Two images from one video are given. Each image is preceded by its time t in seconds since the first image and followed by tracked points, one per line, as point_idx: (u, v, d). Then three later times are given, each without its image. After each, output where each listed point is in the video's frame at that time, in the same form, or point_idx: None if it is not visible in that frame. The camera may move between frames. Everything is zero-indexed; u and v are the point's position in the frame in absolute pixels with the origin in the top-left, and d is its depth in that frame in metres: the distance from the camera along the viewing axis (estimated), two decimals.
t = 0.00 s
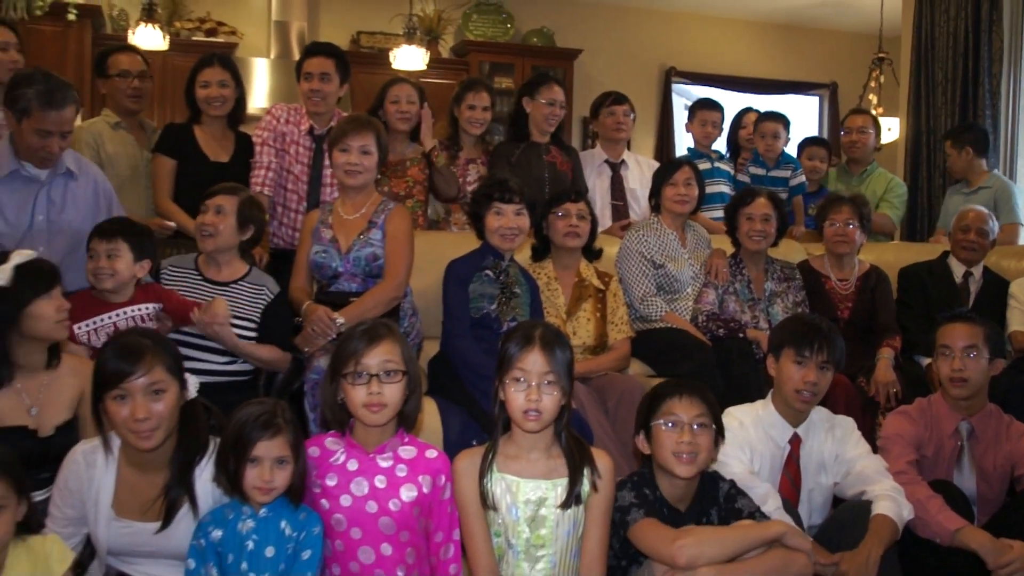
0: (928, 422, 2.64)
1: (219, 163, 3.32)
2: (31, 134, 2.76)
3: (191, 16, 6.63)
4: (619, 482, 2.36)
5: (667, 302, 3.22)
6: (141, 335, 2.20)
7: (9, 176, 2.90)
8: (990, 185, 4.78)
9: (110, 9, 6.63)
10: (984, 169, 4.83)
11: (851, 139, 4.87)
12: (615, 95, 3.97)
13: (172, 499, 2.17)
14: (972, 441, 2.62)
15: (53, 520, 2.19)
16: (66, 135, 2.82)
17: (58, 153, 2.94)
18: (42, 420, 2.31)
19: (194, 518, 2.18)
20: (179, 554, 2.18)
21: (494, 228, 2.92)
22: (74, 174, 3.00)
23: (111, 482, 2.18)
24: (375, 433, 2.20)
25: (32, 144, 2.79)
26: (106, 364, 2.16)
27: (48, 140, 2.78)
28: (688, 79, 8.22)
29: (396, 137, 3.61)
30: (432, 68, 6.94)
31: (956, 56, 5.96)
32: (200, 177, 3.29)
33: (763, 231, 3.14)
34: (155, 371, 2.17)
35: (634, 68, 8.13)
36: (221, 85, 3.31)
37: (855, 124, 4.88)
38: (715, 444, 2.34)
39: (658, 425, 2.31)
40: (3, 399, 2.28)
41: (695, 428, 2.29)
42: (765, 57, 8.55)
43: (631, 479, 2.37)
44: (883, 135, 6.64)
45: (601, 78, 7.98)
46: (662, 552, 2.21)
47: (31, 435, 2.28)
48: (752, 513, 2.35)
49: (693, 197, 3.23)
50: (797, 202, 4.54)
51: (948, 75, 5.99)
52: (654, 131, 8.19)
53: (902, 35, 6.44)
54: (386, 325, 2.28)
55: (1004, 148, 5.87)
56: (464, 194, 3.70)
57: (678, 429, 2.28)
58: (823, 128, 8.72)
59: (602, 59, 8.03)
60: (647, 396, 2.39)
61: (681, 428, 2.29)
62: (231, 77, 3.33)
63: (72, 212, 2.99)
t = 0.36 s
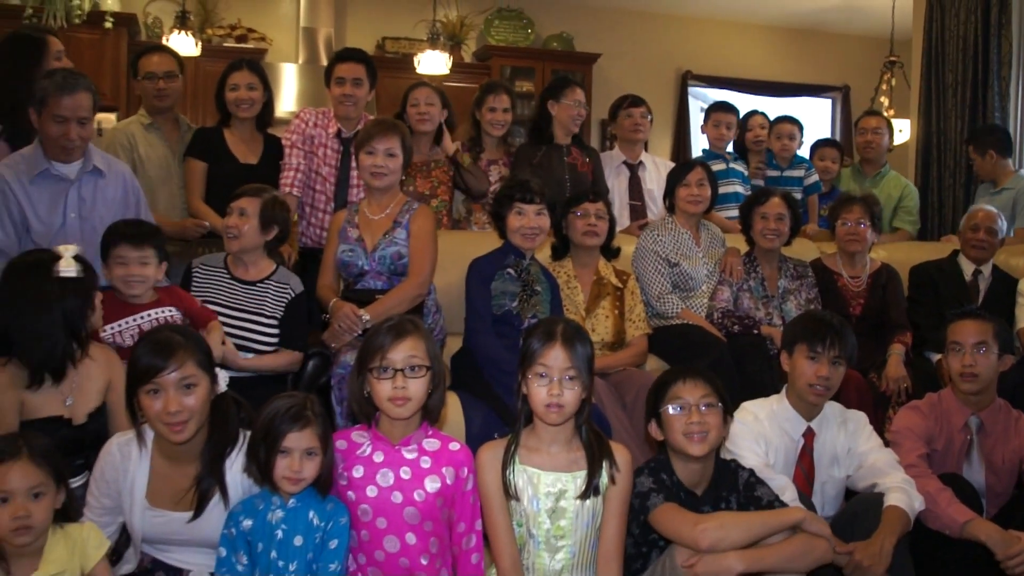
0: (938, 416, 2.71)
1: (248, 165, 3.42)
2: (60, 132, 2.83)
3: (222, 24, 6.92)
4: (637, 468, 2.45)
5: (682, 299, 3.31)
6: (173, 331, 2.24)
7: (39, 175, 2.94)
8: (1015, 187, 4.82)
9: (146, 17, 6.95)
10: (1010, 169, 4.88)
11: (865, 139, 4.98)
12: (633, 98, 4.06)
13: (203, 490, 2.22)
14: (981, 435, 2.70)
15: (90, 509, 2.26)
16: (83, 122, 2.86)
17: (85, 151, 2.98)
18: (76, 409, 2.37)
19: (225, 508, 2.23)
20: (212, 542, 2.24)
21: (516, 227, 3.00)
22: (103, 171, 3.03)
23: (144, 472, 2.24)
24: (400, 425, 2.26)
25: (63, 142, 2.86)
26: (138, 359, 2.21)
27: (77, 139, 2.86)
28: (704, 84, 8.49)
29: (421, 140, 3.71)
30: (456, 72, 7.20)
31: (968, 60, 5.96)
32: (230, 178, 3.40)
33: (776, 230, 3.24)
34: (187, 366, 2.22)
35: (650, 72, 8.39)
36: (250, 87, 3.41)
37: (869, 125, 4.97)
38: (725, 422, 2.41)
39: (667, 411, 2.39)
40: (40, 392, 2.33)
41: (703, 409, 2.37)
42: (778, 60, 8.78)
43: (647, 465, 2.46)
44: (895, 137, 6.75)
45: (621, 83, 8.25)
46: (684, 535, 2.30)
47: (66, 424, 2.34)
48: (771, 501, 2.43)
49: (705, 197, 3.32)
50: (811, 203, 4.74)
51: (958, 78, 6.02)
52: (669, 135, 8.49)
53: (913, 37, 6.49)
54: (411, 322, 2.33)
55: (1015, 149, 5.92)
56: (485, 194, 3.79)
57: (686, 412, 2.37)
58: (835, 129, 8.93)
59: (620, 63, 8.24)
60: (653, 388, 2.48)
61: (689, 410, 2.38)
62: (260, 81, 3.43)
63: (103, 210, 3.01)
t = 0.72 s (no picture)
0: (944, 408, 2.82)
1: (276, 164, 3.54)
2: (97, 134, 2.96)
3: (250, 28, 7.19)
4: (653, 462, 2.56)
5: (694, 294, 3.41)
6: (203, 324, 2.35)
7: (81, 174, 3.08)
8: (1015, 184, 4.86)
9: (177, 22, 7.27)
10: (1013, 167, 4.92)
11: (874, 138, 5.14)
12: (648, 99, 4.18)
13: (232, 477, 2.33)
14: (985, 427, 2.79)
15: (125, 494, 2.37)
16: (120, 127, 2.99)
17: (124, 151, 3.11)
18: (110, 399, 2.49)
19: (253, 494, 2.35)
20: (242, 526, 2.36)
21: (534, 224, 3.08)
22: (142, 171, 3.15)
23: (176, 459, 2.34)
24: (422, 415, 2.36)
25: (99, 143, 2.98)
26: (171, 352, 2.32)
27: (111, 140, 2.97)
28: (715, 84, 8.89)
29: (442, 139, 3.82)
30: (475, 74, 7.47)
31: (972, 60, 6.08)
32: (259, 177, 3.52)
33: (782, 226, 3.38)
34: (217, 358, 2.33)
35: (665, 73, 8.82)
36: (278, 89, 3.53)
37: (877, 126, 5.13)
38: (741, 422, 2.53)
39: (689, 410, 2.48)
40: (77, 380, 2.46)
41: (723, 411, 2.47)
42: (787, 64, 9.23)
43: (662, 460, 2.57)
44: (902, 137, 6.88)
45: (638, 86, 8.72)
46: (695, 527, 2.40)
47: (100, 413, 2.46)
48: (779, 493, 2.51)
49: (713, 195, 3.43)
50: (819, 202, 4.87)
51: (964, 79, 6.11)
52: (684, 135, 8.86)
53: (920, 41, 6.54)
54: (432, 315, 2.41)
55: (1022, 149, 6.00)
56: (504, 192, 3.90)
57: (706, 414, 2.46)
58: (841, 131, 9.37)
59: (637, 68, 8.72)
60: (672, 382, 2.56)
61: (710, 412, 2.46)
62: (287, 83, 3.55)
63: (141, 208, 3.13)
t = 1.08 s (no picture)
0: (957, 402, 2.88)
1: (301, 161, 3.62)
2: (125, 133, 3.02)
3: (273, 28, 7.31)
4: (669, 456, 2.62)
5: (710, 289, 3.45)
6: (230, 318, 2.41)
7: (114, 170, 3.16)
8: None
9: (203, 22, 7.41)
10: None
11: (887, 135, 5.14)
12: (664, 97, 4.24)
13: (259, 467, 2.39)
14: (997, 421, 2.85)
15: (154, 484, 2.42)
16: (141, 125, 3.02)
17: (154, 146, 3.17)
18: (139, 390, 2.56)
19: (277, 484, 2.41)
20: (267, 514, 2.43)
21: (553, 220, 3.11)
22: (172, 165, 3.20)
23: (204, 450, 2.40)
24: (442, 406, 2.41)
25: (126, 140, 3.04)
26: (200, 344, 2.38)
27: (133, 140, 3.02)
28: (732, 82, 8.89)
29: (461, 137, 3.88)
30: (495, 73, 7.55)
31: (986, 57, 6.08)
32: (284, 174, 3.59)
33: (795, 219, 3.43)
34: (244, 350, 2.39)
35: (683, 69, 8.84)
36: (302, 88, 3.60)
37: (891, 122, 5.12)
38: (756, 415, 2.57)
39: (704, 404, 2.53)
40: (110, 369, 2.55)
41: (736, 404, 2.51)
42: (804, 60, 9.23)
43: (678, 452, 2.63)
44: (917, 134, 6.89)
45: (657, 82, 8.74)
46: (711, 518, 2.45)
47: (131, 404, 2.54)
48: (792, 486, 2.56)
49: (728, 191, 3.46)
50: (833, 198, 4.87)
51: (979, 76, 6.12)
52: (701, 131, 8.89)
53: (935, 39, 6.55)
54: (451, 309, 2.45)
55: None
56: (524, 187, 3.96)
57: (720, 407, 2.50)
58: (857, 127, 9.38)
59: (655, 65, 8.75)
60: (688, 375, 2.60)
61: (724, 406, 2.51)
62: (311, 82, 3.62)
63: (171, 202, 3.18)
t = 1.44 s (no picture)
0: (974, 396, 2.92)
1: (325, 158, 3.68)
2: (177, 132, 3.12)
3: (298, 28, 7.41)
4: (689, 449, 2.65)
5: (729, 285, 3.50)
6: (258, 312, 2.44)
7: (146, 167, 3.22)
8: None
9: (229, 21, 7.53)
10: None
11: (906, 131, 5.13)
12: (684, 94, 4.28)
13: (284, 459, 2.42)
14: (1015, 415, 2.88)
15: (181, 475, 2.47)
16: (202, 122, 3.14)
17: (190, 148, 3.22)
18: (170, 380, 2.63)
19: (302, 476, 2.44)
20: (292, 505, 2.47)
21: (573, 217, 3.10)
22: (205, 168, 3.26)
23: (231, 443, 2.44)
24: (462, 400, 2.43)
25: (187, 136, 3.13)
26: (226, 338, 2.41)
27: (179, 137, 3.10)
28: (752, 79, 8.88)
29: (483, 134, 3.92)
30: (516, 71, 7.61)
31: (1006, 53, 6.06)
32: (309, 170, 3.65)
33: (807, 214, 3.45)
34: (271, 346, 2.42)
35: (703, 65, 8.85)
36: (326, 86, 3.66)
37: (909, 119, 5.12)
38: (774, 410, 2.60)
39: (724, 397, 2.57)
40: (142, 361, 2.61)
41: (756, 399, 2.55)
42: (823, 57, 9.22)
43: (698, 446, 2.65)
44: (936, 131, 6.88)
45: (677, 79, 8.75)
46: (729, 511, 2.48)
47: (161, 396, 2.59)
48: (811, 479, 2.60)
49: (747, 187, 3.48)
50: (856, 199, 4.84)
51: (998, 73, 6.11)
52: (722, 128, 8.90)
53: (955, 36, 6.53)
54: (472, 304, 2.50)
55: None
56: (547, 183, 4.00)
57: (741, 401, 2.54)
58: (876, 124, 9.36)
59: (676, 61, 8.76)
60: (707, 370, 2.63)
61: (744, 400, 2.54)
62: (335, 80, 3.68)
63: (200, 203, 3.23)
